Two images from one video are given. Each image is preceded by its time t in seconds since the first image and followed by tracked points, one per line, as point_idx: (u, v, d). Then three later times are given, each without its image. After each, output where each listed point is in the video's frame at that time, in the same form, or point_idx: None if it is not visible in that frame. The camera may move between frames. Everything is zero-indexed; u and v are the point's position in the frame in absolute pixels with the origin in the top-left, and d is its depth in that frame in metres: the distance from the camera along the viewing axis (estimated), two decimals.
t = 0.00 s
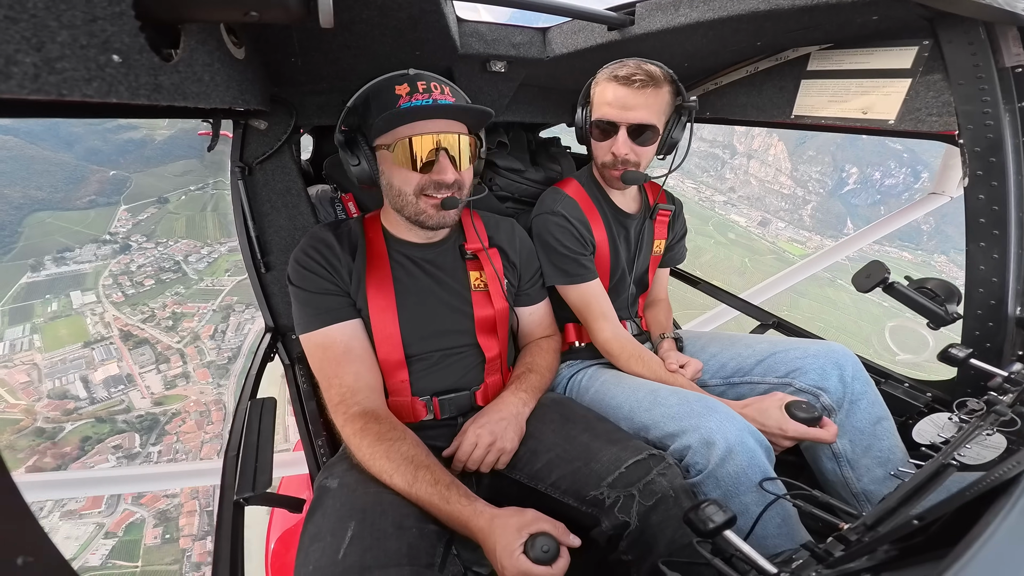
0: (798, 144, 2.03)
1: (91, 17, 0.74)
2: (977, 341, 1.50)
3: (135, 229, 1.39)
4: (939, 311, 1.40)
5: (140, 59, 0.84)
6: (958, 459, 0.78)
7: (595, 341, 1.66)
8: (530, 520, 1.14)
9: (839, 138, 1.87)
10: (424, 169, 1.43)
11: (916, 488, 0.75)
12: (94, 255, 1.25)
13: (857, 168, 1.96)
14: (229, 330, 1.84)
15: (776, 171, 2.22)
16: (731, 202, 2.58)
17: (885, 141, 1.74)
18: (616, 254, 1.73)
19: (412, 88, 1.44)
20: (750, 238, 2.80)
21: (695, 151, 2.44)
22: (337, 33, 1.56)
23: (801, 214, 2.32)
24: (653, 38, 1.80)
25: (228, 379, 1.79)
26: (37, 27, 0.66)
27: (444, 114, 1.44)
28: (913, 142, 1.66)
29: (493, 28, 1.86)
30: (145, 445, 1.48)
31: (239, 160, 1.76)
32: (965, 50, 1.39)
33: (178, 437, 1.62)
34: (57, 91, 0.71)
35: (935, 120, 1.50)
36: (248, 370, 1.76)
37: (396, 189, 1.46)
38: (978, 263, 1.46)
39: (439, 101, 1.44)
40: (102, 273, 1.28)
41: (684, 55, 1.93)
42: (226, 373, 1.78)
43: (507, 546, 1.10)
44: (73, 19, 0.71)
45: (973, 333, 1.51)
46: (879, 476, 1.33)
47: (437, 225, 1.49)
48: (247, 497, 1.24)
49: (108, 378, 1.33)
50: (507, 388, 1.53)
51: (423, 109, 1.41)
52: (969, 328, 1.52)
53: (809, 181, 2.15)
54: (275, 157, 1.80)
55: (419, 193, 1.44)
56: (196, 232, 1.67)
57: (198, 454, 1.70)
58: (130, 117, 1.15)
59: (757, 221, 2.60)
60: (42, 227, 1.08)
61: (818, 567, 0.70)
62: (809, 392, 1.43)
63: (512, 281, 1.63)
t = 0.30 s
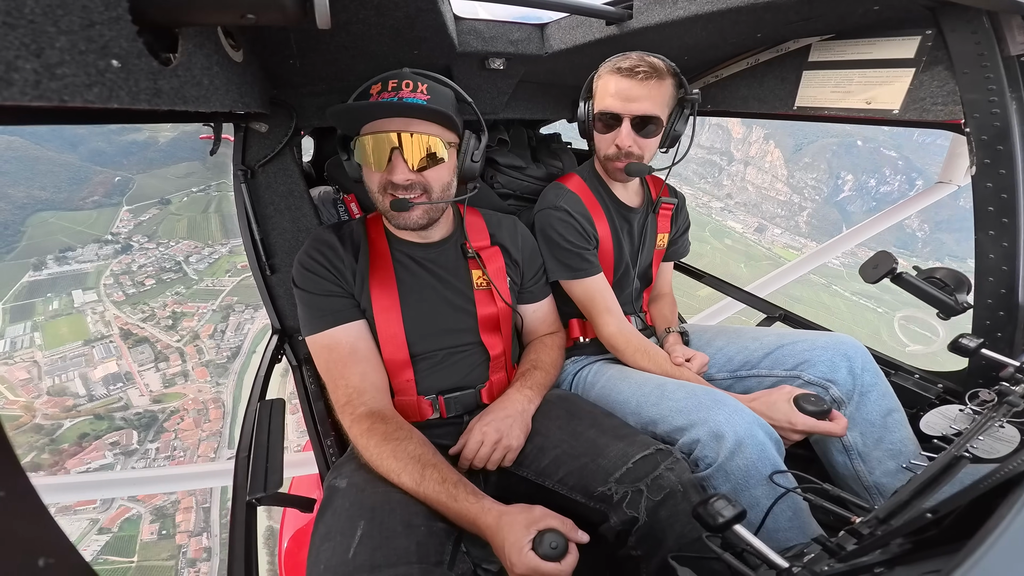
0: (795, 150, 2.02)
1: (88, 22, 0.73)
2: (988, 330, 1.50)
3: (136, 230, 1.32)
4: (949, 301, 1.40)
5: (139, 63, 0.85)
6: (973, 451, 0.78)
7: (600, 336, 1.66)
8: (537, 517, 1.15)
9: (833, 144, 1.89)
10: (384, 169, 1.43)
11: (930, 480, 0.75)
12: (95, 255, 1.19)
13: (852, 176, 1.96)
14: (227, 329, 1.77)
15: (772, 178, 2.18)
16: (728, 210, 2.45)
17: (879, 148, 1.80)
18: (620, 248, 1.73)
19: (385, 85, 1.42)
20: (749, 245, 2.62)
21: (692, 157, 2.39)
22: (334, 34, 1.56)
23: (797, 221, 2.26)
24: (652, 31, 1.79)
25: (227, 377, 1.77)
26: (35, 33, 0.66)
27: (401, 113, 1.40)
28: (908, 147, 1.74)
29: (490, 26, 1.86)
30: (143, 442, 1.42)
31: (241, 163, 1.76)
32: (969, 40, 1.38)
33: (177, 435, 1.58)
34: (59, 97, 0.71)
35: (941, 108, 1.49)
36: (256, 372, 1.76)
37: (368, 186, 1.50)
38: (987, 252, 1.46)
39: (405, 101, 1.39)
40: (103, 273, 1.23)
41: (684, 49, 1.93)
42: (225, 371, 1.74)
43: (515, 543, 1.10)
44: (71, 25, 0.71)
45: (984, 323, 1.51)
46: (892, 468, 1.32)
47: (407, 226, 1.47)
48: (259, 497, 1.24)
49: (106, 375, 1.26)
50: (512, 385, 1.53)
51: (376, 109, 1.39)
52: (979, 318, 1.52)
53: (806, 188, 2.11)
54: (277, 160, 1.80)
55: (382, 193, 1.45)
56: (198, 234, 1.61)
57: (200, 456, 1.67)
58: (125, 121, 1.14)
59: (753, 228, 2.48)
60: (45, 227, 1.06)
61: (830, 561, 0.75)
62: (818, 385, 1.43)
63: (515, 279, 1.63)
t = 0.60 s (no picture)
0: (789, 160, 2.12)
1: (89, 25, 0.73)
2: (996, 326, 1.49)
3: (136, 229, 1.32)
4: (957, 297, 1.39)
5: (141, 65, 0.85)
6: (982, 449, 0.78)
7: (604, 333, 1.66)
8: (542, 516, 1.15)
9: (826, 154, 2.01)
10: (369, 171, 1.43)
11: (939, 478, 0.75)
12: (94, 254, 1.19)
13: (846, 185, 2.07)
14: (224, 329, 1.72)
15: (767, 188, 2.27)
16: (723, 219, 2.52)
17: (872, 158, 1.91)
18: (623, 245, 1.73)
19: (377, 87, 1.41)
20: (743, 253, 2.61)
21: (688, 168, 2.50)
22: (334, 35, 1.56)
23: (792, 230, 2.35)
24: (653, 29, 1.78)
25: (222, 375, 1.71)
26: (38, 36, 0.66)
27: (382, 115, 1.38)
28: (899, 159, 1.85)
29: (491, 24, 1.86)
30: (136, 439, 1.33)
31: (244, 165, 1.77)
32: (974, 35, 1.37)
33: (172, 434, 1.50)
34: (63, 100, 0.71)
35: (947, 103, 1.48)
36: (261, 372, 1.77)
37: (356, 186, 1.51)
38: (995, 247, 1.45)
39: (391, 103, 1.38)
40: (102, 271, 1.22)
41: (685, 45, 1.93)
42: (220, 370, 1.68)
43: (519, 542, 1.11)
44: (73, 28, 0.71)
45: (992, 318, 1.50)
46: (900, 466, 1.32)
47: (394, 228, 1.47)
48: (266, 497, 1.25)
49: (101, 373, 1.19)
50: (516, 383, 1.53)
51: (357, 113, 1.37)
52: (987, 314, 1.51)
53: (800, 199, 2.21)
54: (280, 161, 1.80)
55: (370, 195, 1.46)
56: (198, 234, 1.59)
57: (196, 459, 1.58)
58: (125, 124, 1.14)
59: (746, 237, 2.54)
60: (47, 227, 1.06)
61: (838, 559, 0.75)
62: (823, 382, 1.43)
63: (518, 277, 1.63)
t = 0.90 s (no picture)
0: (782, 172, 2.27)
1: (93, 28, 0.74)
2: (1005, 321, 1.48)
3: (132, 228, 1.28)
4: (966, 292, 1.39)
5: (145, 68, 0.85)
6: (992, 446, 0.77)
7: (608, 331, 1.66)
8: (545, 513, 1.15)
9: (817, 166, 2.17)
10: (369, 172, 1.43)
11: (948, 475, 0.74)
12: (90, 250, 1.16)
13: (835, 198, 2.22)
14: (218, 328, 1.63)
15: (759, 200, 2.41)
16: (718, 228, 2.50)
17: (861, 171, 2.08)
18: (626, 242, 1.73)
19: (379, 89, 1.42)
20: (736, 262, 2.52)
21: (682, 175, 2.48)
22: (335, 36, 1.57)
23: (783, 241, 2.49)
24: (653, 25, 1.78)
25: (214, 373, 1.64)
26: (42, 39, 0.66)
27: (380, 117, 1.38)
28: (889, 171, 2.00)
29: (491, 23, 1.85)
30: (124, 436, 1.28)
31: (248, 166, 1.77)
32: (980, 28, 1.36)
33: (162, 431, 1.43)
34: (68, 103, 0.71)
35: (953, 98, 1.48)
36: (268, 371, 1.77)
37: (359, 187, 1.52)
38: (1004, 241, 1.44)
39: (389, 105, 1.38)
40: (97, 269, 1.19)
41: (687, 42, 1.92)
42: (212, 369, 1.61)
43: (523, 540, 1.11)
44: (77, 31, 0.71)
45: (1002, 314, 1.49)
46: (909, 463, 1.31)
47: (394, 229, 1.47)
48: (273, 496, 1.25)
49: (92, 369, 1.16)
50: (520, 382, 1.53)
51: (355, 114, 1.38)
52: (997, 309, 1.50)
53: (792, 210, 2.37)
54: (283, 162, 1.81)
55: (371, 196, 1.47)
56: (194, 234, 1.54)
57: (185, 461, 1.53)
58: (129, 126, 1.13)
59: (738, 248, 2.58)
60: (42, 223, 1.02)
61: (847, 557, 0.75)
62: (830, 378, 1.43)
63: (522, 276, 1.63)
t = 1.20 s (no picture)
0: (771, 188, 2.19)
1: (95, 31, 0.74)
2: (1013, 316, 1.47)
3: (127, 224, 1.30)
4: (975, 288, 1.39)
5: (147, 71, 0.85)
6: (1002, 443, 0.77)
7: (612, 329, 1.66)
8: (550, 511, 1.15)
9: (807, 181, 2.13)
10: (371, 173, 1.43)
11: (958, 472, 0.74)
12: (82, 247, 1.19)
13: (824, 212, 2.16)
14: (209, 327, 1.60)
15: (751, 212, 2.29)
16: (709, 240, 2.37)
17: (851, 187, 2.06)
18: (629, 240, 1.72)
19: (381, 90, 1.42)
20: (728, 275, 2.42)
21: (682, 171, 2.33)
22: (336, 37, 1.57)
23: (773, 254, 2.37)
24: (654, 23, 1.77)
25: (203, 371, 1.61)
26: (45, 43, 0.66)
27: (384, 118, 1.38)
28: (877, 188, 2.03)
29: (492, 22, 1.85)
30: (109, 431, 1.26)
31: (251, 168, 1.77)
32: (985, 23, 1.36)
33: (146, 431, 1.41)
34: (73, 107, 0.71)
35: (959, 92, 1.47)
36: (273, 372, 1.78)
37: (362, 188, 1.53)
38: (1013, 236, 1.43)
39: (392, 106, 1.38)
40: (89, 265, 1.22)
41: (689, 39, 1.92)
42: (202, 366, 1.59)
43: (528, 539, 1.11)
44: (79, 34, 0.71)
45: (1010, 309, 1.48)
46: (919, 460, 1.30)
47: (396, 230, 1.47)
48: (280, 496, 1.25)
49: (80, 365, 1.19)
50: (524, 381, 1.53)
51: (359, 116, 1.38)
52: (1006, 304, 1.48)
53: (782, 223, 2.27)
54: (285, 164, 1.81)
55: (374, 196, 1.47)
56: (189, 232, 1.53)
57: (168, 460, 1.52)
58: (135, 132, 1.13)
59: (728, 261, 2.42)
60: (36, 218, 1.06)
61: (857, 555, 0.75)
62: (838, 374, 1.43)
63: (525, 276, 1.62)
